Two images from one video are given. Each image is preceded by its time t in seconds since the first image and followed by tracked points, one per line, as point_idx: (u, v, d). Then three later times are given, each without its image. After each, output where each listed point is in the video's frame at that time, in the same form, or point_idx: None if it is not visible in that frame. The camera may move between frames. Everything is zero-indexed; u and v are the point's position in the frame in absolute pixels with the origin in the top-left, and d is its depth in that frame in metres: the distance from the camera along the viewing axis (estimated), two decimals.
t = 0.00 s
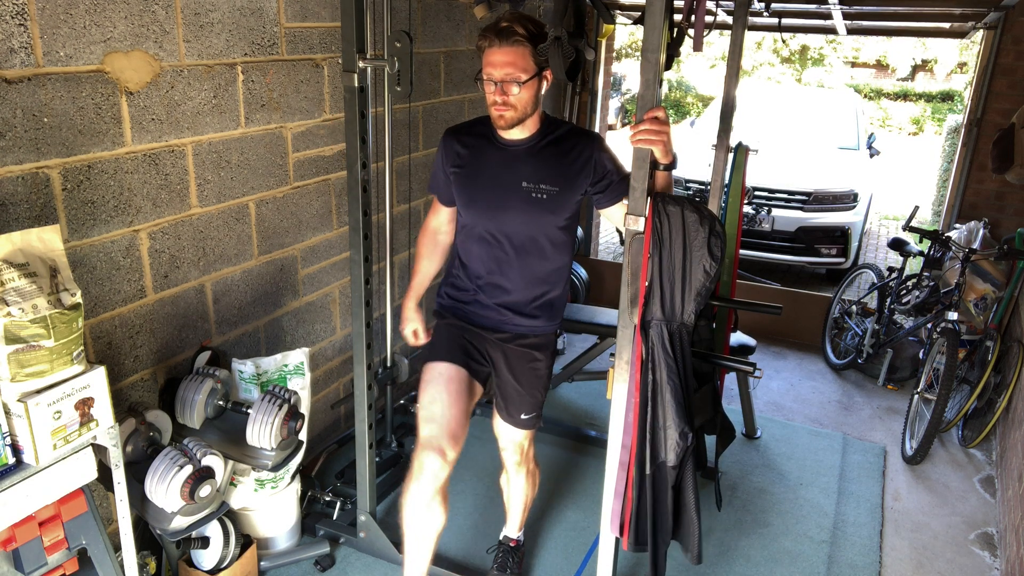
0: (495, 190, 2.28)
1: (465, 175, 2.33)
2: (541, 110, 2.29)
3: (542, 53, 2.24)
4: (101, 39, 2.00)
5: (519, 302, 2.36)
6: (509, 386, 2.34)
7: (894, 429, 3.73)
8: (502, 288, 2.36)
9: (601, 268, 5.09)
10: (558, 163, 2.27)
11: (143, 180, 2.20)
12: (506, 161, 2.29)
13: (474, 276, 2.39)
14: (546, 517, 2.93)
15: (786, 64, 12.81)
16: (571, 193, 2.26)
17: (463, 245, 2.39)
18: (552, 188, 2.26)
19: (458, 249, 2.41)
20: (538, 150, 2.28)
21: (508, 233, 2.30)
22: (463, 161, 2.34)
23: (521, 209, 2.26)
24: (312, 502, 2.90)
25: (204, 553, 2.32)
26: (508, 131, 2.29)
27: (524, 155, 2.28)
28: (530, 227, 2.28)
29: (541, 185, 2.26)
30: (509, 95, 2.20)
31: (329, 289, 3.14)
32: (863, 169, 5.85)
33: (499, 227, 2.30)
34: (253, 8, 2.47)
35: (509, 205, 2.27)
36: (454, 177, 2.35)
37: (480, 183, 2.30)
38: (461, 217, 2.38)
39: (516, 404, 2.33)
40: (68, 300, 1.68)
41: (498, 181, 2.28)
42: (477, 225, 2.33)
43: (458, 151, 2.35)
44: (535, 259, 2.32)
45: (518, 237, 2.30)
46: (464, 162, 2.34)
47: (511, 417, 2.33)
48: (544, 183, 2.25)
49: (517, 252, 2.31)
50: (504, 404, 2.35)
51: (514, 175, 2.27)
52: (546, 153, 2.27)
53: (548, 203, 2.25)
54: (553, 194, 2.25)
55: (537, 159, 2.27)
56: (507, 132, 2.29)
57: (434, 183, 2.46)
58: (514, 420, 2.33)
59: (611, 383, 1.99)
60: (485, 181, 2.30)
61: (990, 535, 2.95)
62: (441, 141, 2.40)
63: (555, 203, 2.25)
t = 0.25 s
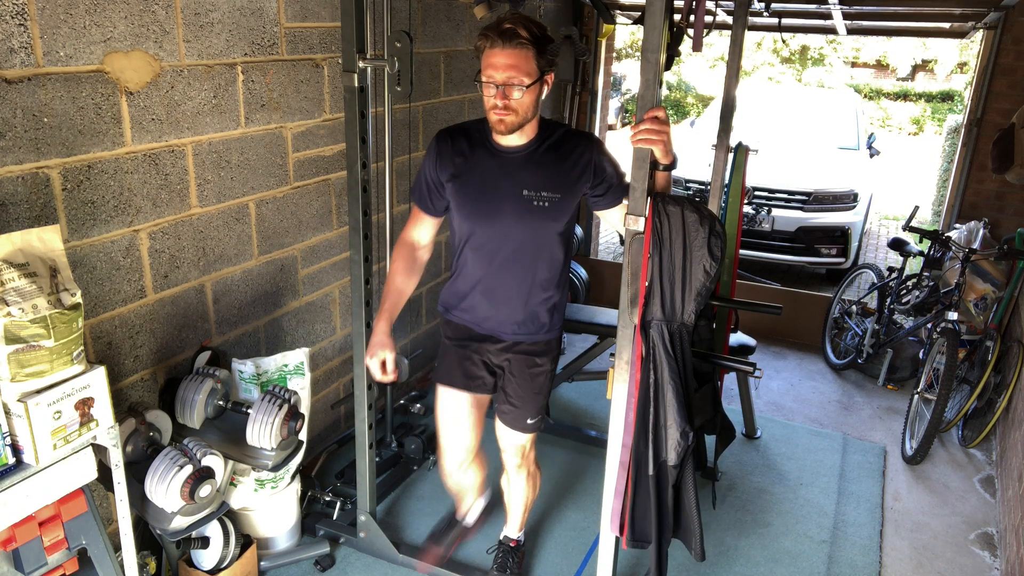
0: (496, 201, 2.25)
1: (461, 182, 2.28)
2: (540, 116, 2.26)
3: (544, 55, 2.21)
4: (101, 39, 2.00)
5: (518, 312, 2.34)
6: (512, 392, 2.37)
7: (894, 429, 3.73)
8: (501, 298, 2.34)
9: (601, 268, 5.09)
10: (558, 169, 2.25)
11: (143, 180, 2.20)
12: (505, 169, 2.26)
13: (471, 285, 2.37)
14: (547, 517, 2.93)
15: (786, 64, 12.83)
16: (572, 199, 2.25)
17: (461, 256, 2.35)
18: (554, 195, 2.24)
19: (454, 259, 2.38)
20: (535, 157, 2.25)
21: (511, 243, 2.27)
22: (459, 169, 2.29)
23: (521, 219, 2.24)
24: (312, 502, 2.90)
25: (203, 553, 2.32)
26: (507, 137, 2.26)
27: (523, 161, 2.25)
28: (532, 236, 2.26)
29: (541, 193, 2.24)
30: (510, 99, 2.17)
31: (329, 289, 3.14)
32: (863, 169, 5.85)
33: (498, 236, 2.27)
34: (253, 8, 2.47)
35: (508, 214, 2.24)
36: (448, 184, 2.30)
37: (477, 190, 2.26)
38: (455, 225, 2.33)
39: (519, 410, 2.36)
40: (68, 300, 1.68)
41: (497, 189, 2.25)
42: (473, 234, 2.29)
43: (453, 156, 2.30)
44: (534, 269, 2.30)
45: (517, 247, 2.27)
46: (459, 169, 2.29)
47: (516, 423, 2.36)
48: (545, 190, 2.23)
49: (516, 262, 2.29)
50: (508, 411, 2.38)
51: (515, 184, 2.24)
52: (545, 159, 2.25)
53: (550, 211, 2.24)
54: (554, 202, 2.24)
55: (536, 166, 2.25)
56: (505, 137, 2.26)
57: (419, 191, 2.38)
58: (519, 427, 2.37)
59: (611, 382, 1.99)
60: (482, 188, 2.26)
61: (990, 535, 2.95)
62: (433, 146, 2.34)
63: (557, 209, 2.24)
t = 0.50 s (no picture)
0: (489, 203, 2.25)
1: (454, 188, 2.28)
2: (528, 111, 2.26)
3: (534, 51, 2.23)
4: (101, 39, 2.00)
5: (515, 313, 2.35)
6: (512, 393, 2.37)
7: (894, 429, 3.73)
8: (497, 301, 2.35)
9: (601, 268, 5.09)
10: (551, 170, 2.25)
11: (143, 180, 2.20)
12: (496, 171, 2.26)
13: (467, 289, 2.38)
14: (547, 518, 2.93)
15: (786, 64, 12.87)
16: (567, 199, 2.25)
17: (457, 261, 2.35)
18: (549, 196, 2.24)
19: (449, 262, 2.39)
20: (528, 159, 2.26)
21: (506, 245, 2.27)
22: (451, 173, 2.28)
23: (517, 221, 2.25)
24: (312, 502, 2.90)
25: (204, 553, 2.32)
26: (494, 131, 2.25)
27: (517, 160, 2.25)
28: (528, 237, 2.26)
29: (537, 195, 2.24)
30: (498, 88, 2.18)
31: (329, 289, 3.14)
32: (863, 169, 5.85)
33: (492, 239, 2.27)
34: (253, 8, 2.47)
35: (502, 217, 2.25)
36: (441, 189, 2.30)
37: (471, 195, 2.26)
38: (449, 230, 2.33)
39: (520, 411, 2.36)
40: (68, 300, 1.68)
41: (490, 193, 2.25)
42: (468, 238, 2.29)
43: (444, 162, 2.30)
44: (531, 271, 2.30)
45: (512, 249, 2.28)
46: (453, 174, 2.28)
47: (514, 426, 2.36)
48: (539, 192, 2.24)
49: (512, 264, 2.29)
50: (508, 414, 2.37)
51: (508, 186, 2.24)
52: (537, 161, 2.26)
53: (544, 213, 2.24)
54: (550, 203, 2.24)
55: (529, 167, 2.25)
56: (492, 132, 2.25)
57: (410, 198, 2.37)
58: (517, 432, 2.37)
59: (610, 382, 1.97)
60: (475, 194, 2.26)
61: (990, 535, 2.95)
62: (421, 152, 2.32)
63: (552, 210, 2.24)
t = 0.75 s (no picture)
0: (494, 193, 2.26)
1: (462, 178, 2.29)
2: (534, 99, 2.28)
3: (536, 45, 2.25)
4: (101, 39, 2.00)
5: (519, 304, 2.34)
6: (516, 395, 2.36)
7: (894, 429, 3.73)
8: (501, 293, 2.34)
9: (602, 268, 5.09)
10: (556, 161, 2.26)
11: (143, 180, 2.20)
12: (502, 160, 2.27)
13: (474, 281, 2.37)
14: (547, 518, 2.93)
15: (786, 64, 12.88)
16: (571, 190, 2.25)
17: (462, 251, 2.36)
18: (553, 186, 2.24)
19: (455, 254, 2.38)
20: (533, 149, 2.26)
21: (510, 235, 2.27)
22: (459, 164, 2.30)
23: (522, 209, 2.25)
24: (312, 502, 2.90)
25: (204, 553, 2.32)
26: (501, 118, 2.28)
27: (521, 150, 2.26)
28: (533, 228, 2.26)
29: (542, 184, 2.24)
30: (503, 73, 2.21)
31: (329, 289, 3.14)
32: (863, 169, 5.85)
33: (499, 227, 2.27)
34: (253, 8, 2.47)
35: (508, 205, 2.25)
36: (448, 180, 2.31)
37: (478, 184, 2.27)
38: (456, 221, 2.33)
39: (523, 412, 2.35)
40: (68, 300, 1.68)
41: (495, 181, 2.26)
42: (475, 227, 2.29)
43: (450, 153, 2.31)
44: (537, 260, 2.29)
45: (519, 237, 2.27)
46: (459, 164, 2.30)
47: (519, 428, 2.35)
48: (544, 182, 2.24)
49: (518, 253, 2.29)
50: (513, 417, 2.36)
51: (513, 176, 2.25)
52: (542, 151, 2.26)
53: (549, 203, 2.24)
54: (555, 192, 2.24)
55: (534, 158, 2.26)
56: (499, 119, 2.28)
57: (416, 194, 2.38)
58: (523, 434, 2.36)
59: (610, 382, 1.97)
60: (482, 181, 2.27)
61: (990, 535, 2.95)
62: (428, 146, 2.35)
63: (556, 201, 2.24)
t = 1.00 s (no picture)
0: (510, 191, 2.30)
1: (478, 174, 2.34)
2: (547, 101, 2.28)
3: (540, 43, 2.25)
4: (101, 39, 2.00)
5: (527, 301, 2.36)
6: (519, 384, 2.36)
7: (894, 429, 3.73)
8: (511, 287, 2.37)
9: (601, 268, 5.09)
10: (571, 159, 2.28)
11: (143, 180, 2.20)
12: (519, 159, 2.30)
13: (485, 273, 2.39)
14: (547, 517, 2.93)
15: (786, 63, 12.90)
16: (584, 189, 2.27)
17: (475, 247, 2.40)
18: (568, 184, 2.26)
19: (467, 247, 2.41)
20: (548, 147, 2.29)
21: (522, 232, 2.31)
22: (479, 161, 2.34)
23: (536, 207, 2.28)
24: (312, 502, 2.90)
25: (204, 553, 2.32)
26: (514, 121, 2.29)
27: (535, 151, 2.29)
28: (544, 225, 2.29)
29: (556, 182, 2.27)
30: (515, 77, 2.21)
31: (329, 289, 3.14)
32: (863, 169, 5.85)
33: (512, 225, 2.31)
34: (253, 8, 2.47)
35: (523, 203, 2.29)
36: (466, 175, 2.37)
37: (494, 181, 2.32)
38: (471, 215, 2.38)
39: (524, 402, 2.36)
40: (68, 300, 1.68)
41: (512, 180, 2.30)
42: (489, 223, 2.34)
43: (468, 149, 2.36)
44: (548, 257, 2.32)
45: (532, 235, 2.30)
46: (477, 162, 2.34)
47: (518, 420, 2.36)
48: (558, 180, 2.27)
49: (530, 250, 2.32)
50: (512, 407, 2.37)
51: (530, 175, 2.28)
52: (558, 150, 2.29)
53: (563, 201, 2.27)
54: (568, 190, 2.26)
55: (550, 157, 2.28)
56: (515, 121, 2.29)
57: (429, 178, 2.43)
58: (522, 426, 2.36)
59: (611, 383, 1.98)
60: (499, 179, 2.32)
61: (990, 535, 2.95)
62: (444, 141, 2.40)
63: (569, 198, 2.27)
